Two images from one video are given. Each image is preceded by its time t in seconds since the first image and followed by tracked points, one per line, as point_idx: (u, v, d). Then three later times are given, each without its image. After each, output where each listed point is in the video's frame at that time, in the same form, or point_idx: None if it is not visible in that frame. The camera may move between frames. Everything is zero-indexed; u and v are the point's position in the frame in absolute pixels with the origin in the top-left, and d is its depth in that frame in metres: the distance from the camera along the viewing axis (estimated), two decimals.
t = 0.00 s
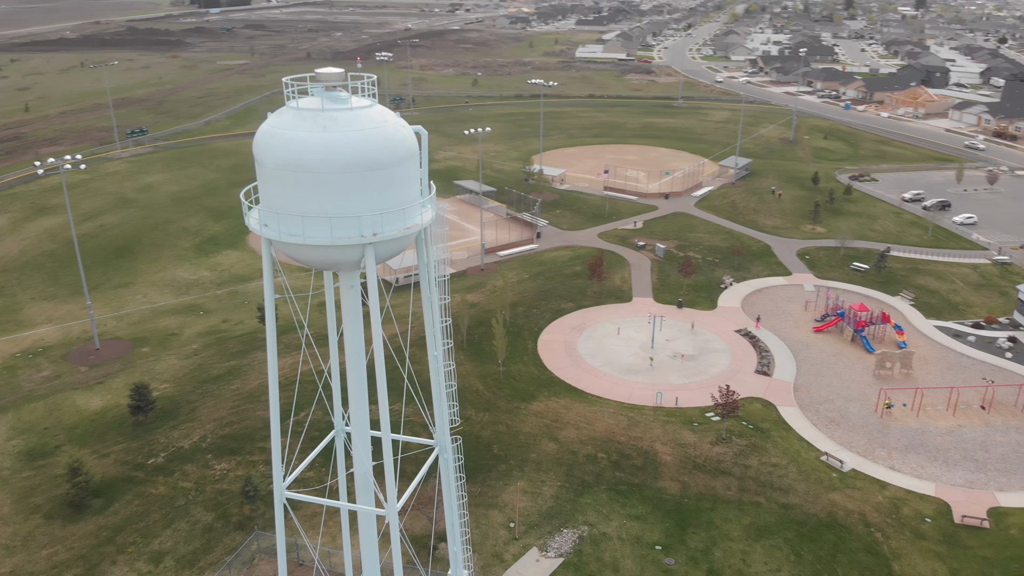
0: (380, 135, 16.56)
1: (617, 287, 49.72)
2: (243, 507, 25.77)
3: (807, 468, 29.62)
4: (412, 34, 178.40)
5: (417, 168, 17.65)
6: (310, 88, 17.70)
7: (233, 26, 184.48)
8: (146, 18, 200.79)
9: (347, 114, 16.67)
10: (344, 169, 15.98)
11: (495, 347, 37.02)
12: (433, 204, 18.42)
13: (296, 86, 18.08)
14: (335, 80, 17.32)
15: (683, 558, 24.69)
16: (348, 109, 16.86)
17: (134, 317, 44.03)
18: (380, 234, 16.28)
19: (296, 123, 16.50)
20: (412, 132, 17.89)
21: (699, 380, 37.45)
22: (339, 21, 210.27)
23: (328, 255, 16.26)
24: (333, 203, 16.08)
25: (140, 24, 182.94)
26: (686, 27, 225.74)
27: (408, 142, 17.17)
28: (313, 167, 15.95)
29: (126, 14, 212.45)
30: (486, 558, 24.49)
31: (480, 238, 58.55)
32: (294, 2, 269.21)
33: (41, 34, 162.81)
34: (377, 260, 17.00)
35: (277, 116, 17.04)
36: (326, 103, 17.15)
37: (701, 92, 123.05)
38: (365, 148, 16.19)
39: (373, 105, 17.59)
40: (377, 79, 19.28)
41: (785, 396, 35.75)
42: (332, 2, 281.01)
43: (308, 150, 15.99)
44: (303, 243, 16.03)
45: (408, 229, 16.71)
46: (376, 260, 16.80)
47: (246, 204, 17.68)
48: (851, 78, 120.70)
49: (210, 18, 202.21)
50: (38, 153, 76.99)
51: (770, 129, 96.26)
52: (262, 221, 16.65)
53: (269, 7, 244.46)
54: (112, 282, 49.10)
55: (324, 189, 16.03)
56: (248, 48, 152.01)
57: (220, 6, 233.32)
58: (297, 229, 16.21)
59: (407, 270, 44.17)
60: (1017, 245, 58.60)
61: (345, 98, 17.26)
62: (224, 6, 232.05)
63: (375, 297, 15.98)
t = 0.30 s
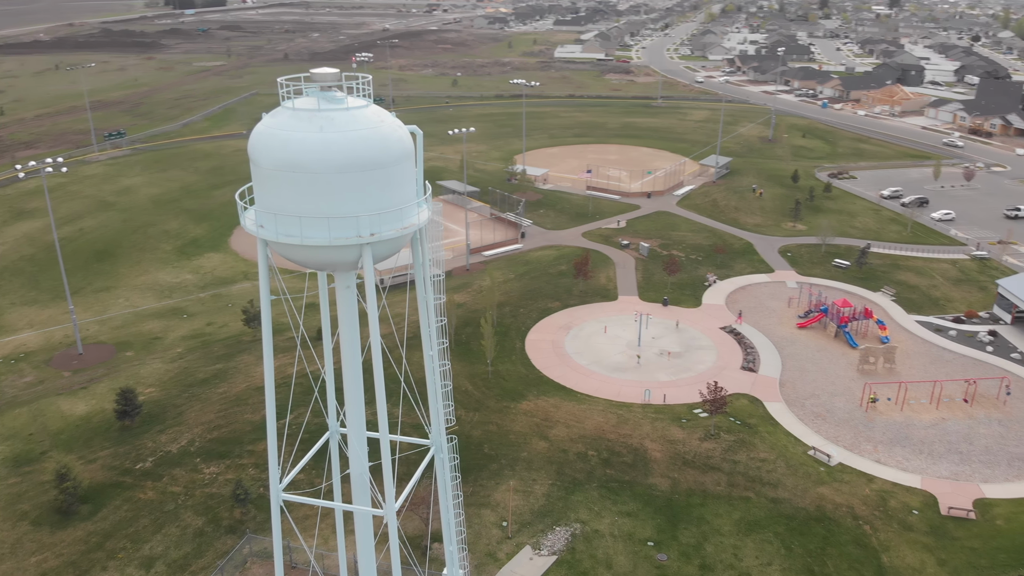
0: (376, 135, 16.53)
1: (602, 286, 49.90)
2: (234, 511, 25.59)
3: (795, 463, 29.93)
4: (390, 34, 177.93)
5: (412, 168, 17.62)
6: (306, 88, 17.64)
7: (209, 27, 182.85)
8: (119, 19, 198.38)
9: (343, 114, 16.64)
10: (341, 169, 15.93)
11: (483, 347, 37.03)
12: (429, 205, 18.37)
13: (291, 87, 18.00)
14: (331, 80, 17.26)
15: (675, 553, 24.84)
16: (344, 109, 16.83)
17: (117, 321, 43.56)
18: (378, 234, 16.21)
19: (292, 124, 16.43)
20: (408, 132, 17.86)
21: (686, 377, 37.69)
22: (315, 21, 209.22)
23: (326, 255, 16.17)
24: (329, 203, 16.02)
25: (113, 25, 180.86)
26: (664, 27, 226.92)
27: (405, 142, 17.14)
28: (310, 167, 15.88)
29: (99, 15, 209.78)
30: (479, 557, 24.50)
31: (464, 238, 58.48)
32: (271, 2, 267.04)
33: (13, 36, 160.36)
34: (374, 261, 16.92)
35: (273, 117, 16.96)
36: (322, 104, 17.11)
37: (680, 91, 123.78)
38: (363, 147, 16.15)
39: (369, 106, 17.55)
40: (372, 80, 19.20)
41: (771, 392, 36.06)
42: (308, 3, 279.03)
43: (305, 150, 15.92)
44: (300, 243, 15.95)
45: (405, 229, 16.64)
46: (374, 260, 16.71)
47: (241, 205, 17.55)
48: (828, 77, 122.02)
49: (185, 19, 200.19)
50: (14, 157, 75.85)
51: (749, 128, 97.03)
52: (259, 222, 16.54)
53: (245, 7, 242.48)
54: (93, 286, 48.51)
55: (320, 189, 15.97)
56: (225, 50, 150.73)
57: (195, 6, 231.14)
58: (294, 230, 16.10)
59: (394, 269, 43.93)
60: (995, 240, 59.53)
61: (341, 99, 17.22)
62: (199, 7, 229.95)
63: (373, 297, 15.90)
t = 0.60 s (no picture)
0: (373, 134, 16.48)
1: (588, 285, 50.06)
2: (225, 515, 25.42)
3: (783, 457, 30.23)
4: (369, 35, 177.25)
5: (409, 168, 17.58)
6: (301, 88, 17.60)
7: (184, 28, 180.97)
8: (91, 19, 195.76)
9: (339, 114, 16.59)
10: (337, 169, 15.88)
11: (472, 347, 37.01)
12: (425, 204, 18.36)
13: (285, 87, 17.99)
14: (326, 80, 17.23)
15: (667, 549, 25.01)
16: (340, 109, 16.77)
17: (100, 325, 43.06)
18: (375, 234, 16.19)
19: (288, 124, 16.36)
20: (404, 132, 17.82)
21: (673, 374, 37.92)
22: (292, 22, 207.89)
23: (323, 255, 16.13)
24: (327, 203, 15.96)
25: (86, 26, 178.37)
26: (641, 27, 228.02)
27: (401, 141, 17.11)
28: (308, 167, 15.82)
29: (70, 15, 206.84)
30: (473, 556, 24.53)
31: (449, 238, 58.38)
32: (246, 2, 264.58)
33: None
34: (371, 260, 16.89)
35: (269, 117, 16.88)
36: (318, 104, 17.05)
37: (659, 91, 124.42)
38: (360, 146, 16.12)
39: (364, 105, 17.51)
40: (368, 79, 19.22)
41: (758, 388, 36.38)
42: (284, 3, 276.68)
43: (302, 151, 15.86)
44: (298, 244, 15.90)
45: (403, 228, 16.63)
46: (371, 260, 16.68)
47: (237, 205, 17.46)
48: (805, 75, 123.23)
49: (159, 18, 197.85)
50: None
51: (729, 126, 97.76)
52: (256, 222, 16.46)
53: (220, 7, 240.21)
54: (74, 291, 47.89)
55: (318, 188, 15.90)
56: (201, 51, 149.26)
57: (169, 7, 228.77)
58: (291, 231, 16.05)
59: (389, 269, 43.88)
60: (973, 236, 60.42)
61: (336, 98, 17.17)
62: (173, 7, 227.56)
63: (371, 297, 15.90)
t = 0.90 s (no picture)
0: (370, 134, 16.47)
1: (574, 284, 50.25)
2: (216, 519, 25.23)
3: (771, 452, 30.51)
4: (347, 35, 176.53)
5: (404, 167, 17.58)
6: (296, 89, 17.51)
7: (159, 29, 179.10)
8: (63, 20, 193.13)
9: (336, 114, 16.56)
10: (334, 169, 15.84)
11: (461, 347, 36.99)
12: (421, 203, 18.36)
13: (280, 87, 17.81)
14: (321, 80, 17.14)
15: (660, 544, 25.17)
16: (336, 110, 16.73)
17: (83, 329, 42.57)
18: (372, 233, 16.16)
19: (285, 124, 16.28)
20: (399, 131, 17.80)
21: (660, 371, 38.16)
22: (268, 22, 206.34)
23: (321, 256, 16.08)
24: (325, 203, 15.92)
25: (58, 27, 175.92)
26: (619, 26, 229.02)
27: (398, 141, 17.11)
28: (305, 167, 15.76)
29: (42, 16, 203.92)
30: (467, 555, 24.54)
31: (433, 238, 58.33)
32: (222, 3, 262.27)
33: None
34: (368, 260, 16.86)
35: (264, 117, 16.78)
36: (314, 104, 17.00)
37: (638, 90, 125.04)
38: (357, 146, 16.09)
39: (360, 105, 17.48)
40: (363, 80, 19.23)
41: (744, 384, 36.70)
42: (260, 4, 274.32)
43: (299, 150, 15.81)
44: (296, 245, 15.82)
45: (400, 228, 16.62)
46: (368, 259, 16.66)
47: (232, 205, 17.33)
48: (783, 74, 124.32)
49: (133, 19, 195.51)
50: None
51: (708, 125, 98.47)
52: (252, 223, 16.34)
53: (195, 7, 237.85)
54: (54, 295, 47.29)
55: (315, 189, 15.86)
56: (177, 53, 147.71)
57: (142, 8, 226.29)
58: (289, 231, 15.97)
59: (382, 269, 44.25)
60: (951, 231, 61.31)
61: (332, 98, 17.13)
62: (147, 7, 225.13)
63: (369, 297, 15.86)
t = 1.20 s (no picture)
0: (367, 134, 16.45)
1: (560, 283, 50.36)
2: (207, 522, 25.08)
3: (759, 447, 30.80)
4: (325, 35, 175.58)
5: (401, 167, 17.57)
6: (292, 88, 17.46)
7: (133, 31, 177.02)
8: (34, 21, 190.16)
9: (333, 114, 16.51)
10: (332, 169, 15.80)
11: (450, 346, 36.96)
12: (416, 202, 18.36)
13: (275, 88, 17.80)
14: (317, 80, 17.10)
15: (652, 540, 25.34)
16: (333, 109, 16.69)
17: (65, 334, 42.08)
18: (370, 234, 16.16)
19: (282, 124, 16.21)
20: (395, 131, 17.79)
21: (648, 369, 38.37)
22: (244, 23, 204.55)
23: (319, 256, 16.04)
24: (323, 203, 15.88)
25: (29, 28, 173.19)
26: (597, 26, 229.70)
27: (394, 141, 17.11)
28: (303, 167, 15.73)
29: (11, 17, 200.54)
30: (460, 554, 24.57)
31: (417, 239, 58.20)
32: (197, 3, 259.84)
33: None
34: (366, 260, 16.85)
35: (261, 117, 16.70)
36: (310, 103, 16.95)
37: (618, 90, 125.39)
38: (354, 146, 16.06)
39: (356, 104, 17.46)
40: (357, 80, 19.23)
41: (731, 380, 37.01)
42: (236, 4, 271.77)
43: (297, 150, 15.76)
44: (294, 245, 15.81)
45: (397, 228, 16.64)
46: (366, 259, 16.65)
47: (228, 205, 17.22)
48: (760, 73, 125.18)
49: (107, 20, 192.86)
50: None
51: (688, 124, 99.06)
52: (249, 223, 16.25)
53: (169, 7, 235.17)
54: (35, 300, 46.66)
55: (313, 189, 15.81)
56: (152, 54, 146.16)
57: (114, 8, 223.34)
58: (287, 232, 15.93)
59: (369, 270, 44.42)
60: (930, 227, 62.16)
61: (328, 98, 17.09)
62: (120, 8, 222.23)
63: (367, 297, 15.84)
